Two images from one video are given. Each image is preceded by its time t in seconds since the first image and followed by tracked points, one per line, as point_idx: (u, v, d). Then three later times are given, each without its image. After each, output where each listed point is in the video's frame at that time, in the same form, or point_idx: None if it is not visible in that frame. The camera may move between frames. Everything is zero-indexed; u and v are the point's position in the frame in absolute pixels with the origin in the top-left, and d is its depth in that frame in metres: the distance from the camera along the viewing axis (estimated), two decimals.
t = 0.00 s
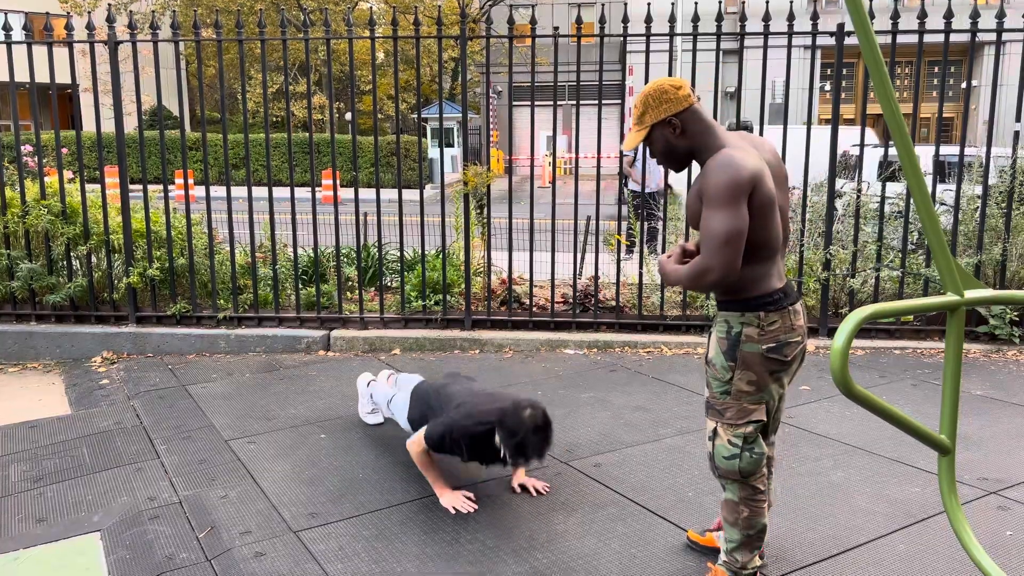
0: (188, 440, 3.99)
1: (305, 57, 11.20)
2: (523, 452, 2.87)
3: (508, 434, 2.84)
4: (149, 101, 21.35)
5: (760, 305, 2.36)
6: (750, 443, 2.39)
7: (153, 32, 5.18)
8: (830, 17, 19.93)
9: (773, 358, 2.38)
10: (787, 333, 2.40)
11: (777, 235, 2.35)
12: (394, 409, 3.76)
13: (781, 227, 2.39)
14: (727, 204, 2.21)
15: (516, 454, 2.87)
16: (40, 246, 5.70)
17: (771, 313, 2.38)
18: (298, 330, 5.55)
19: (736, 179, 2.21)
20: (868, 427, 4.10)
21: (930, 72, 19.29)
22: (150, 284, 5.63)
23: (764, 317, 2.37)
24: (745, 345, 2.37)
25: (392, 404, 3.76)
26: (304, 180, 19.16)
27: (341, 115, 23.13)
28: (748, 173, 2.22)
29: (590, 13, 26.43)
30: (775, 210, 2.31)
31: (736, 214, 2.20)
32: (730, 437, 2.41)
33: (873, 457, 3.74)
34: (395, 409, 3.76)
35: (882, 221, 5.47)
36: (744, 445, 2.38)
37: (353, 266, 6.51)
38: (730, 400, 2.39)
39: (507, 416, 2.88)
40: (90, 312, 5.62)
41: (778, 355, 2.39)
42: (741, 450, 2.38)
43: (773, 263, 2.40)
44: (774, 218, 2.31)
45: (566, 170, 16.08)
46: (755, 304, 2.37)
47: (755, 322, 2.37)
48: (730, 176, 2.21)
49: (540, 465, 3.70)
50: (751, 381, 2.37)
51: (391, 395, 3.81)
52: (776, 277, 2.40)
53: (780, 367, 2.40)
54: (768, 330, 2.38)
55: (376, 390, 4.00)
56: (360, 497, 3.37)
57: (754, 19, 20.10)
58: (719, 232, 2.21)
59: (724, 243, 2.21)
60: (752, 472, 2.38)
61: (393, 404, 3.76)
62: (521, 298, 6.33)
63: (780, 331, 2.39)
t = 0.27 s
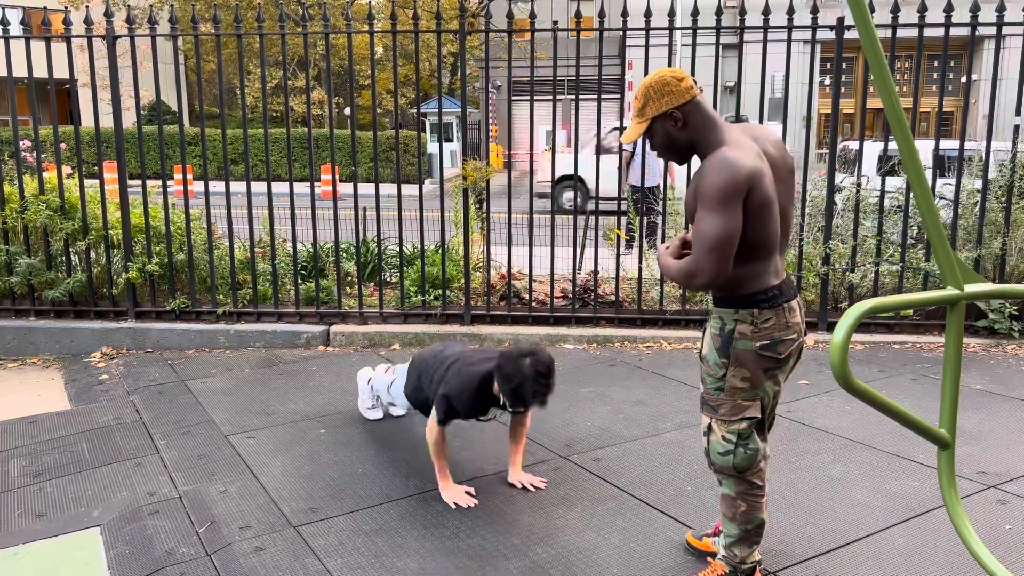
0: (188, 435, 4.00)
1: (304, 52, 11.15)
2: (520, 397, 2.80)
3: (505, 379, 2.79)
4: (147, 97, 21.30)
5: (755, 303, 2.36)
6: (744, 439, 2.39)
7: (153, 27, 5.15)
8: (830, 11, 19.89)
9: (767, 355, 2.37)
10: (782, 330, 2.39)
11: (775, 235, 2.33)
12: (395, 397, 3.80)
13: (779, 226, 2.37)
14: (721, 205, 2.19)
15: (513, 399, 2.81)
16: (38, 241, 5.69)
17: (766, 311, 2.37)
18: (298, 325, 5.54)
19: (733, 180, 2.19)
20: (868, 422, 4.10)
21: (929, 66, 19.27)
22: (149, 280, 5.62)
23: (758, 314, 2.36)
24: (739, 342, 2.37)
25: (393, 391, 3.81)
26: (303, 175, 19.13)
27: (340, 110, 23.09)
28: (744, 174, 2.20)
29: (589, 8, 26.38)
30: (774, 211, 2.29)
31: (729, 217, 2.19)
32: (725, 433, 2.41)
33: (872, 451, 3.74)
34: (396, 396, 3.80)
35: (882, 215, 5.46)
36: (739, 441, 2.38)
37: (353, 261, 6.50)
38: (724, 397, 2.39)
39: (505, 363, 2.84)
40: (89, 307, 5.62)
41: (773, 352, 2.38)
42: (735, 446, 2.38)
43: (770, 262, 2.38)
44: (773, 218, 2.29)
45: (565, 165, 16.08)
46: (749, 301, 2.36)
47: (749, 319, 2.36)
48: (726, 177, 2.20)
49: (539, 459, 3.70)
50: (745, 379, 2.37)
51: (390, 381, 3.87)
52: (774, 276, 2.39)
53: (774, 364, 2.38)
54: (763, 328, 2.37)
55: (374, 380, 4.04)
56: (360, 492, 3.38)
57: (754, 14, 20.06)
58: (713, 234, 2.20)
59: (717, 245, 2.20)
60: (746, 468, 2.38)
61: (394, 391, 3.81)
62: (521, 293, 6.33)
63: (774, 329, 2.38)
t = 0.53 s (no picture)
0: (187, 428, 3.99)
1: (302, 45, 11.11)
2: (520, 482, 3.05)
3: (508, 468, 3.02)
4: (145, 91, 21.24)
5: (758, 296, 2.35)
6: (746, 432, 2.38)
7: (150, 20, 5.12)
8: (830, 3, 19.84)
9: (769, 349, 2.37)
10: (785, 324, 2.40)
11: (778, 228, 2.33)
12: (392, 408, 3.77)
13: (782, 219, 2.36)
14: (723, 199, 2.18)
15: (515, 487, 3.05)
16: (36, 235, 5.67)
17: (769, 304, 2.37)
18: (297, 319, 5.54)
19: (735, 174, 2.18)
20: (867, 414, 4.11)
21: (928, 58, 19.22)
22: (148, 274, 5.61)
23: (761, 308, 2.36)
24: (742, 335, 2.37)
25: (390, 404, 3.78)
26: (302, 169, 19.10)
27: (339, 103, 23.03)
28: (746, 168, 2.19)
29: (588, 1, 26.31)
30: (776, 204, 2.28)
31: (731, 212, 2.19)
32: (727, 426, 2.40)
33: (871, 443, 3.75)
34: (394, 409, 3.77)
35: (881, 208, 5.46)
36: (741, 434, 2.38)
37: (351, 254, 6.49)
38: (727, 390, 2.38)
39: (508, 450, 3.05)
40: (87, 301, 5.61)
41: (775, 346, 2.38)
42: (737, 439, 2.38)
43: (772, 255, 2.38)
44: (775, 211, 2.29)
45: (564, 158, 16.05)
46: (753, 294, 2.36)
47: (752, 312, 2.36)
48: (728, 170, 2.19)
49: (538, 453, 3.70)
50: (747, 371, 2.37)
51: (393, 394, 3.82)
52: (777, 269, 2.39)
53: (777, 358, 2.39)
54: (765, 321, 2.37)
55: (376, 383, 4.00)
56: (360, 485, 3.38)
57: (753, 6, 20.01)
58: (716, 229, 2.20)
59: (720, 240, 2.20)
60: (748, 461, 2.38)
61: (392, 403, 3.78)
62: (520, 286, 6.32)
63: (777, 322, 2.38)
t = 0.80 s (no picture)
0: (186, 420, 3.99)
1: (301, 37, 11.07)
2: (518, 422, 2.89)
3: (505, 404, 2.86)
4: (142, 83, 21.17)
5: (762, 284, 2.35)
6: (748, 420, 2.38)
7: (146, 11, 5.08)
8: None
9: (773, 337, 2.37)
10: (787, 312, 2.39)
11: (783, 216, 2.32)
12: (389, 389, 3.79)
13: (788, 208, 2.35)
14: (731, 183, 2.18)
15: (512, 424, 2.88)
16: (34, 227, 5.65)
17: (772, 292, 2.37)
18: (296, 311, 5.53)
19: (745, 158, 2.17)
20: (866, 405, 4.11)
21: (928, 49, 19.16)
22: (146, 266, 5.60)
23: (764, 296, 2.36)
24: (745, 323, 2.36)
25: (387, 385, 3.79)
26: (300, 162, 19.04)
27: (337, 95, 22.94)
28: (755, 154, 2.18)
29: None
30: (783, 192, 2.28)
31: (739, 196, 2.17)
32: (729, 414, 2.40)
33: (870, 434, 3.75)
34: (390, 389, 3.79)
35: (881, 199, 5.44)
36: (743, 423, 2.38)
37: (350, 246, 6.48)
38: (730, 378, 2.38)
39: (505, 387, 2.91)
40: (85, 293, 5.60)
41: (778, 334, 2.38)
42: (739, 428, 2.38)
43: (775, 244, 2.37)
44: (782, 199, 2.28)
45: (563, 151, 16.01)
46: (757, 282, 2.35)
47: (755, 300, 2.36)
48: (737, 155, 2.18)
49: (538, 443, 3.71)
50: (750, 360, 2.36)
51: (387, 375, 3.84)
52: (780, 257, 2.38)
53: (779, 345, 2.38)
54: (768, 309, 2.37)
55: (369, 368, 4.02)
56: (359, 476, 3.37)
57: None
58: (723, 212, 2.19)
59: (726, 223, 2.19)
60: (750, 449, 2.38)
61: (388, 385, 3.79)
62: (519, 278, 6.32)
63: (780, 310, 2.38)
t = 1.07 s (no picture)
0: (184, 414, 3.99)
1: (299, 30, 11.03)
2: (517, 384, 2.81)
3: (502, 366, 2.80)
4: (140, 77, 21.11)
5: (768, 272, 2.34)
6: (749, 409, 2.37)
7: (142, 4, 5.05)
8: None
9: (777, 325, 2.35)
10: (793, 301, 2.38)
11: (792, 206, 2.32)
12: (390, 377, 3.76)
13: (798, 199, 2.35)
14: (742, 167, 2.18)
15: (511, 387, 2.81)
16: (31, 221, 5.64)
17: (778, 281, 2.35)
18: (294, 305, 5.52)
19: (757, 144, 2.17)
20: (865, 398, 4.10)
21: (927, 41, 19.10)
22: (144, 260, 5.59)
23: (770, 284, 2.34)
24: (750, 311, 2.35)
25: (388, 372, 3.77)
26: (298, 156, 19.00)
27: (335, 88, 22.88)
28: (768, 140, 2.18)
29: None
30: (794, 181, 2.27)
31: (749, 180, 2.17)
32: (730, 402, 2.39)
33: (869, 427, 3.75)
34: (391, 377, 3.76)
35: (880, 192, 5.43)
36: (744, 411, 2.37)
37: (348, 240, 6.47)
38: (732, 365, 2.37)
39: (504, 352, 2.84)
40: (83, 287, 5.59)
41: (783, 322, 2.36)
42: (740, 416, 2.37)
43: (783, 234, 2.37)
44: (791, 189, 2.28)
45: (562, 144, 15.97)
46: (762, 270, 2.34)
47: (761, 288, 2.35)
48: (750, 141, 2.17)
49: (536, 436, 3.70)
50: (754, 348, 2.35)
51: (387, 362, 3.82)
52: (786, 247, 2.38)
53: (784, 334, 2.37)
54: (774, 297, 2.35)
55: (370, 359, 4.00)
56: (357, 470, 3.37)
57: None
58: (731, 195, 2.19)
59: (734, 207, 2.19)
60: (750, 437, 2.37)
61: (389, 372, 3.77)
62: (517, 272, 6.31)
63: (785, 299, 2.37)
